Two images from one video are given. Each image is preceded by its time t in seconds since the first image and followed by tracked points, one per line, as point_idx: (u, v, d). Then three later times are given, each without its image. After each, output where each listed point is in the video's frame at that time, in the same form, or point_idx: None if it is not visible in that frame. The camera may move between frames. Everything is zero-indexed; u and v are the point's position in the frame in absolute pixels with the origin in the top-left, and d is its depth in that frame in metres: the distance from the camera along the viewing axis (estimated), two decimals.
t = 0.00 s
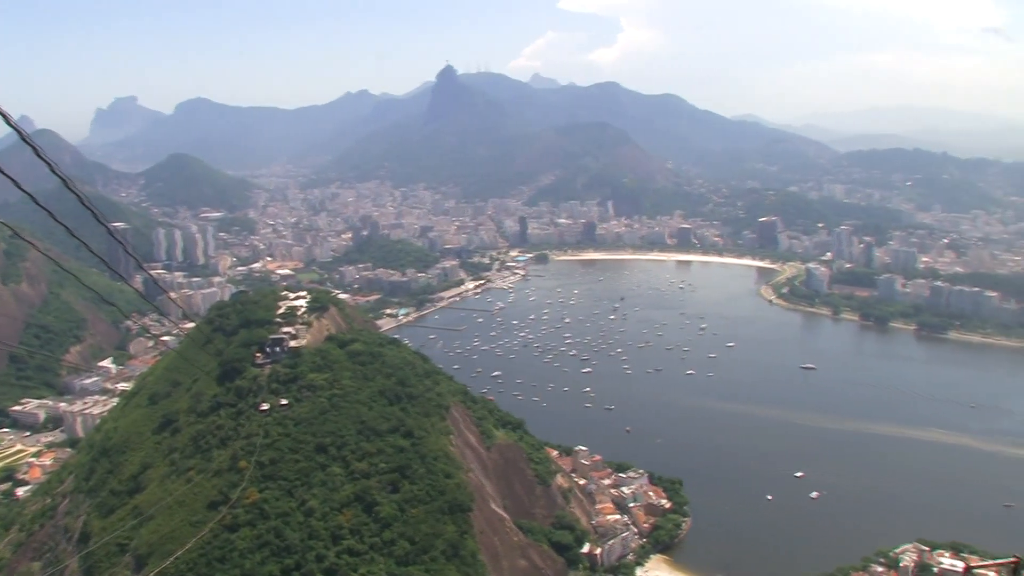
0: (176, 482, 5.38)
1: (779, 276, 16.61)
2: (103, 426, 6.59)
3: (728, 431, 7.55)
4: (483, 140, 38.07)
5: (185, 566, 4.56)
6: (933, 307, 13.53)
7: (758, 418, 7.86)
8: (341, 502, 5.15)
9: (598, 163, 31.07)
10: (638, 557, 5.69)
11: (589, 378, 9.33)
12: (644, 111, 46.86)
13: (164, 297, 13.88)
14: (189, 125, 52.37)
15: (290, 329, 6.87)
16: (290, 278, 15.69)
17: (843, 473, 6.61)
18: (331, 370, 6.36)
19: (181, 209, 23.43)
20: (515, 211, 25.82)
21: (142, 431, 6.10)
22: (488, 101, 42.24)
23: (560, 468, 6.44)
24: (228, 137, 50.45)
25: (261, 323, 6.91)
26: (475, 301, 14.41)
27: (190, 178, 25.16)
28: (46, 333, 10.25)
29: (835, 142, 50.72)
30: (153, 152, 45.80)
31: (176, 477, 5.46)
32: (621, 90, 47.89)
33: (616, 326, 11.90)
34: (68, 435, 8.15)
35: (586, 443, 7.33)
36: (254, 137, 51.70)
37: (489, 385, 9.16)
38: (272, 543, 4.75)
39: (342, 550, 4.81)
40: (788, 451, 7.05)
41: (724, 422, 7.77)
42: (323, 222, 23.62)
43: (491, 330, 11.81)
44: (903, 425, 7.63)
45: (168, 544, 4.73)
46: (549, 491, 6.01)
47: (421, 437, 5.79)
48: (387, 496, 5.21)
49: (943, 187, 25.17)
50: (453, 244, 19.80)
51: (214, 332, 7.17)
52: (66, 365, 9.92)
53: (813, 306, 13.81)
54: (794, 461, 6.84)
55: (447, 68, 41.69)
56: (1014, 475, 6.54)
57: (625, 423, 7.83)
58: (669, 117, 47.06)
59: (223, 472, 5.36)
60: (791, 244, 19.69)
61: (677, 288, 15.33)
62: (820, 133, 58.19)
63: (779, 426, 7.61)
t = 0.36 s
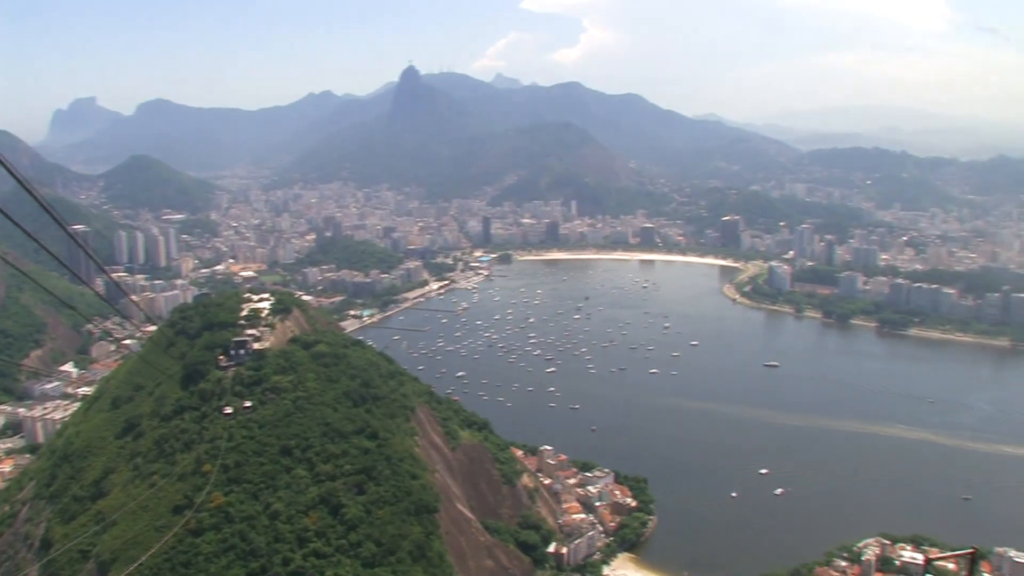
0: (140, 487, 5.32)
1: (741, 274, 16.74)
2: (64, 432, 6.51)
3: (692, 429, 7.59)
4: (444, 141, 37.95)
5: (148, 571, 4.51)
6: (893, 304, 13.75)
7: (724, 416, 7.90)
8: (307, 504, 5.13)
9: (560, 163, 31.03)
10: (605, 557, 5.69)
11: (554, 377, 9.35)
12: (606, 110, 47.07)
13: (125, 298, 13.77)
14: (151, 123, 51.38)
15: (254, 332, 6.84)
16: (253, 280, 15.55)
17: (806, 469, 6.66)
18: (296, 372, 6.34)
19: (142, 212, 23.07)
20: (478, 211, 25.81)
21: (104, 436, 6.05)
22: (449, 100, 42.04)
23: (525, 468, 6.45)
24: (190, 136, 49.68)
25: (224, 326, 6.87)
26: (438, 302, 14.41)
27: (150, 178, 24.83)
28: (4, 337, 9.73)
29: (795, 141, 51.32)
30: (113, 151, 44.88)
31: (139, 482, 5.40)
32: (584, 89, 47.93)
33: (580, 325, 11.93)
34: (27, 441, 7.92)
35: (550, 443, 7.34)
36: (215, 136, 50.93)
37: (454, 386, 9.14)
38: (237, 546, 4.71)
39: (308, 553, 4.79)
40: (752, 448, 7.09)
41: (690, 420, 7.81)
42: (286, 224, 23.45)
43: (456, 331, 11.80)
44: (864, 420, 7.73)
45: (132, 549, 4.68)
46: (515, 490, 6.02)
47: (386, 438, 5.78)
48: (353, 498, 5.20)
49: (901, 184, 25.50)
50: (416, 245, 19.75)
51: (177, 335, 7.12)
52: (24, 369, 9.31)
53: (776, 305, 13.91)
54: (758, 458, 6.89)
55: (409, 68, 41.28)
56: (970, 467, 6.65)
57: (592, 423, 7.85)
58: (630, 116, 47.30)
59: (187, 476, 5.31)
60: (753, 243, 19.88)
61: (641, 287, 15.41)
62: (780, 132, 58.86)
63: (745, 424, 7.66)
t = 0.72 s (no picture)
0: (108, 491, 5.26)
1: (710, 273, 16.84)
2: (31, 436, 6.45)
3: (662, 428, 7.62)
4: (413, 140, 37.72)
5: None
6: (860, 301, 14.04)
7: (692, 414, 7.94)
8: (277, 506, 5.10)
9: (529, 163, 31.02)
10: (576, 555, 5.68)
11: (524, 377, 9.36)
12: (574, 109, 47.12)
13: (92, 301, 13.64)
14: (117, 124, 50.53)
15: (223, 334, 6.82)
16: (222, 282, 15.45)
17: (775, 466, 6.70)
18: (265, 373, 6.32)
19: (109, 214, 22.80)
20: (447, 211, 25.78)
21: (72, 441, 6.00)
22: (417, 99, 41.71)
23: (496, 468, 6.47)
24: (158, 136, 49.07)
25: (192, 328, 6.84)
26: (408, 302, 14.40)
27: (118, 180, 24.56)
28: None
29: (762, 140, 51.69)
30: (79, 152, 44.17)
31: (108, 486, 5.34)
32: (553, 89, 47.90)
33: (550, 325, 11.95)
34: None
35: (520, 443, 7.34)
36: (183, 136, 50.32)
37: (424, 386, 9.14)
38: (208, 550, 4.66)
39: (279, 555, 4.77)
40: (720, 446, 7.13)
41: (660, 419, 7.84)
42: (254, 225, 23.31)
43: (426, 331, 11.81)
44: (833, 417, 7.79)
45: (101, 555, 4.63)
46: (485, 490, 6.03)
47: (356, 439, 5.78)
48: (324, 499, 5.18)
49: (867, 183, 25.78)
50: (385, 245, 19.70)
51: (145, 337, 7.08)
52: None
53: (745, 303, 13.99)
54: (727, 457, 6.92)
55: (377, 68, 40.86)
56: (935, 463, 6.72)
57: (562, 422, 7.86)
58: (599, 115, 47.36)
59: (156, 480, 5.25)
60: (722, 242, 20.02)
61: (610, 286, 15.49)
62: (747, 131, 59.26)
63: (713, 422, 7.71)
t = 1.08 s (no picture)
0: (82, 496, 5.20)
1: (684, 272, 16.93)
2: (3, 441, 6.39)
3: (639, 427, 7.64)
4: (388, 140, 37.64)
5: None
6: (833, 299, 14.01)
7: (667, 413, 7.97)
8: (253, 509, 5.06)
9: (503, 163, 31.04)
10: (553, 555, 5.68)
11: (500, 377, 9.37)
12: (548, 108, 47.23)
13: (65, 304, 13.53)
14: (90, 124, 49.86)
15: (197, 336, 6.80)
16: (196, 284, 15.36)
17: (750, 464, 6.73)
18: (240, 375, 6.29)
19: (80, 216, 22.57)
20: (421, 212, 25.75)
21: (45, 446, 5.94)
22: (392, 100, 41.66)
23: (471, 468, 6.49)
24: (131, 137, 48.57)
25: (167, 330, 6.81)
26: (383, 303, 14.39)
27: (90, 182, 24.32)
28: None
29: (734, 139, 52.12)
30: (50, 153, 43.60)
31: (81, 490, 5.28)
32: (527, 88, 47.96)
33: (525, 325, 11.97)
34: None
35: (496, 443, 7.34)
36: (156, 137, 49.87)
37: (399, 387, 9.13)
38: (184, 553, 4.61)
39: (256, 558, 4.74)
40: (695, 445, 7.15)
41: (635, 418, 7.86)
42: (228, 227, 23.19)
43: (401, 332, 11.80)
44: (806, 415, 7.83)
45: (75, 560, 4.57)
46: (462, 491, 6.04)
47: (332, 441, 5.76)
48: (300, 501, 5.15)
49: (839, 183, 26.01)
50: (359, 246, 19.67)
51: (119, 340, 7.04)
52: None
53: (719, 302, 14.07)
54: (702, 455, 6.94)
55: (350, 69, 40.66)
56: (907, 459, 6.78)
57: (537, 422, 7.88)
58: (573, 115, 47.52)
59: (131, 483, 5.19)
60: (695, 241, 20.12)
61: (584, 285, 15.55)
62: (720, 130, 59.74)
63: (688, 421, 7.73)
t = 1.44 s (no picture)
0: (52, 502, 5.13)
1: (657, 271, 17.01)
2: None
3: (614, 426, 7.66)
4: (361, 141, 37.57)
5: None
6: (805, 298, 14.13)
7: (641, 412, 7.99)
8: (228, 512, 5.03)
9: (477, 163, 31.07)
10: (529, 554, 5.68)
11: (475, 378, 9.37)
12: (521, 109, 47.39)
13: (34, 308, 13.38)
14: (59, 124, 49.14)
15: (169, 338, 6.76)
16: (167, 287, 15.26)
17: (724, 462, 6.77)
18: (213, 378, 6.26)
19: (49, 218, 22.31)
20: (394, 212, 25.71)
21: (16, 451, 5.88)
22: (365, 101, 41.62)
23: (446, 469, 6.50)
24: (101, 139, 48.05)
25: (138, 334, 6.77)
26: (356, 304, 14.37)
27: (59, 184, 24.09)
28: None
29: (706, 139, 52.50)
30: (18, 155, 43.01)
31: (52, 496, 5.21)
32: (499, 89, 48.12)
33: (499, 325, 11.97)
34: None
35: (470, 443, 7.35)
36: (126, 139, 49.41)
37: (373, 388, 9.11)
38: (157, 558, 4.57)
39: (230, 562, 4.71)
40: (670, 444, 7.18)
41: (609, 418, 7.88)
42: (200, 229, 23.06)
43: (374, 333, 11.79)
44: (778, 412, 7.88)
45: (45, 567, 4.51)
46: (437, 491, 6.05)
47: (306, 442, 5.75)
48: (274, 504, 5.13)
49: (810, 182, 26.26)
50: (332, 247, 19.61)
51: (90, 344, 6.99)
52: None
53: (692, 301, 14.14)
54: (676, 453, 6.98)
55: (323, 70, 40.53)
56: (878, 454, 6.84)
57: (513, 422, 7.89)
58: (547, 116, 47.69)
59: (103, 488, 5.13)
60: (668, 240, 20.21)
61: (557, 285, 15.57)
62: (688, 131, 60.26)
63: (662, 420, 7.76)
